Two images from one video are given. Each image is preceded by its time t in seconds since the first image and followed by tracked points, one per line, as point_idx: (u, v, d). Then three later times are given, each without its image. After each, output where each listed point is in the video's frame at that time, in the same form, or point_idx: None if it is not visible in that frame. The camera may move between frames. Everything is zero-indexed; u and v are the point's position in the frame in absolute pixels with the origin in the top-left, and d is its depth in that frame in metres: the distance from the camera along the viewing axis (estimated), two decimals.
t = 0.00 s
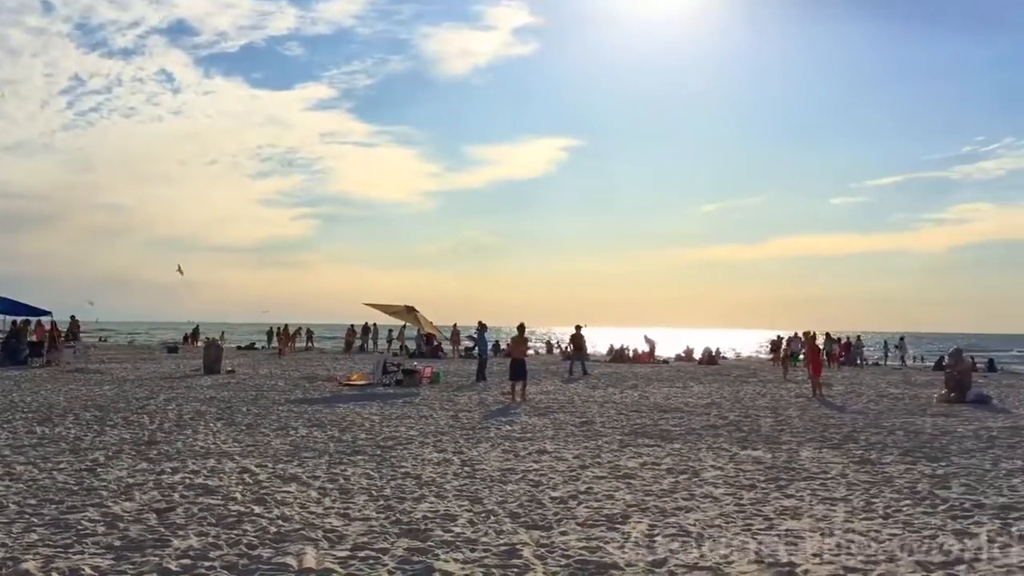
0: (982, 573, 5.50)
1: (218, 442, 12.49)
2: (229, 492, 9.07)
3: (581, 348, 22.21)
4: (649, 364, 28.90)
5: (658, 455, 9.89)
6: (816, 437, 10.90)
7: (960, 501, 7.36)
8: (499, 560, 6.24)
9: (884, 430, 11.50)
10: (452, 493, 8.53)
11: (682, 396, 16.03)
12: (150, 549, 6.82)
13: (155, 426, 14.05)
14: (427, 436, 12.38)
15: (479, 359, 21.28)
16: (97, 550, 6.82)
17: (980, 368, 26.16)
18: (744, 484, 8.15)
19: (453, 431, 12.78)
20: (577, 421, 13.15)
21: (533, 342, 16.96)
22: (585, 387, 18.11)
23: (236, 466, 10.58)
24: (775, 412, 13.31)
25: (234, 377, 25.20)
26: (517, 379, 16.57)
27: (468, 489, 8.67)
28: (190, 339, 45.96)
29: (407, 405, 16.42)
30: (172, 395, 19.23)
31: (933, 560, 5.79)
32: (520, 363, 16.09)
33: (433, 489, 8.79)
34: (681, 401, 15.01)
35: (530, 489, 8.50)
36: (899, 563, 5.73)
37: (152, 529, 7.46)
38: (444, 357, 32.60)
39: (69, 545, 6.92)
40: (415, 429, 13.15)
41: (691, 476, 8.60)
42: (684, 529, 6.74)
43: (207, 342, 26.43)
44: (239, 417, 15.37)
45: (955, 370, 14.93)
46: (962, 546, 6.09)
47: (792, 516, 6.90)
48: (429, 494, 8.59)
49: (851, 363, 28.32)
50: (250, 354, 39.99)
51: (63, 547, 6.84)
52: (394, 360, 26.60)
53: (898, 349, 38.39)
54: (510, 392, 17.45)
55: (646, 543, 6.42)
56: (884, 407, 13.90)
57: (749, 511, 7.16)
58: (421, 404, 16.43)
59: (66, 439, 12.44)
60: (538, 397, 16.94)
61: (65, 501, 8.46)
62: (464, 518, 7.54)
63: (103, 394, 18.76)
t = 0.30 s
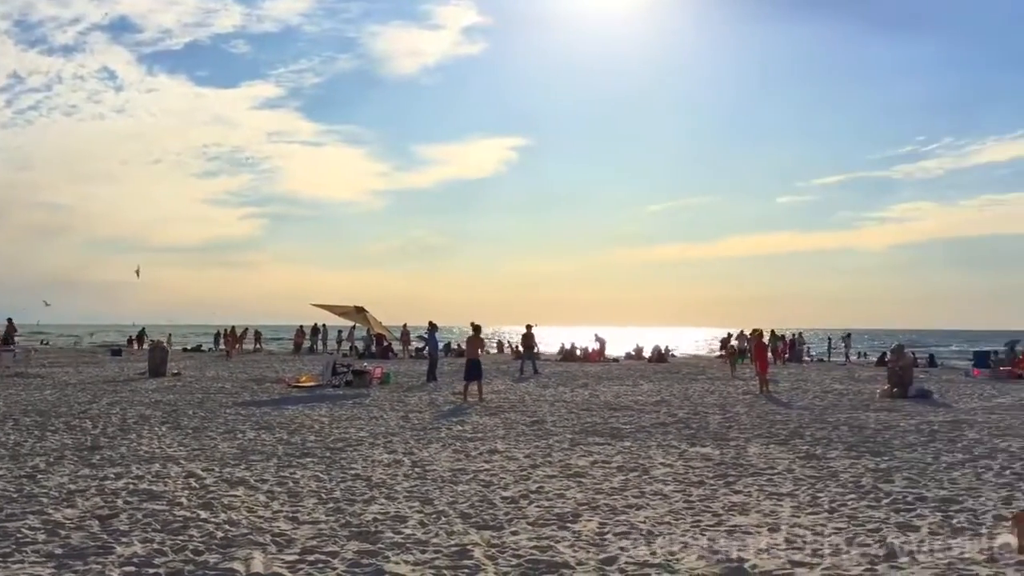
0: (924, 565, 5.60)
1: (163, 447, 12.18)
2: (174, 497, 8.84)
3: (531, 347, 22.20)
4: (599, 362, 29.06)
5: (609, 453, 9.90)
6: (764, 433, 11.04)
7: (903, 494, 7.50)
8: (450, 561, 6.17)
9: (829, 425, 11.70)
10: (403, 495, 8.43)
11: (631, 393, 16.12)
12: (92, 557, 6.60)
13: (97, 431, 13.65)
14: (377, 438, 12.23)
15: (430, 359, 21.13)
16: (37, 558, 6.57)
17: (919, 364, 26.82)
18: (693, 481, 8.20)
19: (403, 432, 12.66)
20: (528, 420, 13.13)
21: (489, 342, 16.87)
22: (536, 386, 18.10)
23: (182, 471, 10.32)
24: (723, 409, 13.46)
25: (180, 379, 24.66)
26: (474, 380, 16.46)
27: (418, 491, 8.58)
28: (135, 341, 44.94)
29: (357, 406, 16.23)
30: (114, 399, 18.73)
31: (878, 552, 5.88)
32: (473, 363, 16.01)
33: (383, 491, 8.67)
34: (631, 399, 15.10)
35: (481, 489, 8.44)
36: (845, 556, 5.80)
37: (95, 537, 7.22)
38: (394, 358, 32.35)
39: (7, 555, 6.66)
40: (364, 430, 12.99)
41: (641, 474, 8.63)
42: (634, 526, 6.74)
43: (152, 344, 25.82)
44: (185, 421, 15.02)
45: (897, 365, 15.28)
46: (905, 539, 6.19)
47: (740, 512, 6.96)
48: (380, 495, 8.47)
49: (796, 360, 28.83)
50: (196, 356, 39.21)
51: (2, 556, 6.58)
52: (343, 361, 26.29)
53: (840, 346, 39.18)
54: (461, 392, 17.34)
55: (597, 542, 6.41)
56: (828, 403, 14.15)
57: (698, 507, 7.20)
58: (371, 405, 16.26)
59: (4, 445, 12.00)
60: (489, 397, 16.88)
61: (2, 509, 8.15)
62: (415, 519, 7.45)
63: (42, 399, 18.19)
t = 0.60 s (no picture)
0: (865, 560, 5.68)
1: (103, 454, 11.83)
2: (114, 505, 8.57)
3: (480, 349, 22.15)
4: (547, 363, 29.16)
5: (557, 454, 9.90)
6: (709, 432, 11.16)
7: (845, 490, 7.62)
8: (397, 565, 6.08)
9: (773, 423, 11.86)
10: (349, 499, 8.30)
11: (579, 394, 16.20)
12: (26, 569, 6.34)
13: (33, 438, 13.20)
14: (324, 442, 12.05)
15: (377, 362, 20.94)
16: None
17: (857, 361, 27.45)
18: (640, 480, 8.23)
19: (350, 436, 12.49)
20: (476, 421, 13.07)
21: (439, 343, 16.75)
22: (484, 388, 18.07)
23: (123, 478, 10.03)
24: (669, 408, 13.57)
25: (121, 385, 24.04)
26: (424, 381, 16.32)
27: (365, 494, 8.46)
28: (73, 346, 43.75)
29: (303, 410, 16.00)
30: (52, 406, 18.16)
31: (821, 548, 5.95)
32: (422, 365, 15.89)
33: (330, 496, 8.52)
34: (579, 399, 15.15)
35: (429, 492, 8.35)
36: (788, 552, 5.86)
37: (30, 547, 6.96)
38: (341, 361, 32.02)
39: None
40: (311, 434, 12.80)
41: (589, 474, 8.64)
42: (583, 527, 6.72)
43: (91, 349, 25.11)
44: (126, 427, 14.61)
45: (838, 363, 15.57)
46: (847, 534, 6.28)
47: (686, 511, 7.00)
48: (326, 500, 8.33)
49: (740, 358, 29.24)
50: (137, 361, 38.31)
51: None
52: (289, 365, 25.93)
53: (784, 345, 39.88)
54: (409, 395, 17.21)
55: (545, 542, 6.38)
56: (773, 401, 14.35)
57: (645, 506, 7.21)
58: (318, 409, 16.04)
59: None
60: (438, 399, 16.78)
61: None
62: (361, 524, 7.33)
63: None
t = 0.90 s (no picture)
0: (804, 558, 5.76)
1: (34, 461, 11.41)
2: (45, 514, 8.26)
3: (425, 352, 21.99)
4: (492, 366, 29.11)
5: (501, 457, 9.85)
6: (652, 433, 11.23)
7: (783, 490, 7.74)
8: (338, 571, 5.96)
9: (714, 424, 12.01)
10: (290, 504, 8.13)
11: (524, 396, 16.19)
12: None
13: None
14: (265, 446, 11.81)
15: (321, 365, 20.64)
16: None
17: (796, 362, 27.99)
18: (583, 482, 8.23)
19: (292, 440, 12.28)
20: (420, 424, 12.96)
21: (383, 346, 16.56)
22: (429, 391, 17.95)
23: (55, 486, 9.68)
24: (613, 410, 13.64)
25: (54, 390, 23.28)
26: (369, 385, 16.12)
27: (307, 500, 8.30)
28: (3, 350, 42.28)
29: (244, 414, 15.68)
30: None
31: (760, 547, 6.02)
32: (366, 368, 15.70)
33: (270, 501, 8.34)
34: (524, 402, 15.15)
35: (371, 496, 8.23)
36: (729, 552, 5.91)
37: None
38: (284, 364, 31.52)
39: None
40: (251, 439, 12.53)
41: (533, 476, 8.61)
42: (526, 529, 6.69)
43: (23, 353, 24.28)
44: (59, 433, 14.14)
45: (778, 364, 15.83)
46: (785, 533, 6.37)
47: (629, 512, 7.02)
48: (267, 506, 8.15)
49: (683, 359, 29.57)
50: (72, 365, 37.21)
51: None
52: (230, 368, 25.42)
53: (725, 347, 40.47)
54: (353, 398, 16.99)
55: (488, 546, 6.33)
56: (714, 402, 14.53)
57: (588, 508, 7.21)
58: (259, 413, 15.74)
59: None
60: (382, 402, 16.61)
61: None
62: (302, 529, 7.19)
63: None
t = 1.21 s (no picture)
0: (744, 558, 5.82)
1: None
2: None
3: (369, 353, 21.79)
4: (438, 367, 28.99)
5: (445, 459, 9.80)
6: (596, 435, 11.29)
7: (724, 491, 7.84)
8: None
9: (657, 425, 12.13)
10: (229, 508, 7.96)
11: (469, 398, 16.15)
12: None
13: None
14: (205, 449, 11.55)
15: (263, 367, 20.31)
16: None
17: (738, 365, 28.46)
18: (527, 484, 8.22)
19: (232, 443, 12.05)
20: (364, 427, 12.83)
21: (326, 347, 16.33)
22: (373, 392, 17.79)
23: None
24: (557, 411, 13.67)
25: None
26: (312, 387, 15.90)
27: (247, 503, 8.13)
28: None
29: (184, 417, 15.33)
30: None
31: (700, 548, 6.08)
32: (310, 370, 15.50)
33: (209, 505, 8.15)
34: (469, 404, 15.11)
35: (313, 500, 8.10)
36: (670, 553, 5.95)
37: None
38: (226, 366, 30.96)
39: None
40: (191, 442, 12.25)
41: (477, 479, 8.58)
42: (470, 532, 6.65)
43: None
44: None
45: (720, 367, 16.05)
46: (726, 533, 6.44)
47: (571, 513, 7.03)
48: (205, 510, 7.95)
49: (627, 360, 29.84)
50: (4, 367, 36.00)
51: None
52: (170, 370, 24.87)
53: (669, 349, 40.94)
54: (296, 401, 16.74)
55: (431, 548, 6.27)
56: (657, 404, 14.68)
57: (531, 510, 7.21)
58: (199, 416, 15.40)
59: None
60: (326, 404, 16.40)
61: None
62: (242, 534, 7.03)
63: None
